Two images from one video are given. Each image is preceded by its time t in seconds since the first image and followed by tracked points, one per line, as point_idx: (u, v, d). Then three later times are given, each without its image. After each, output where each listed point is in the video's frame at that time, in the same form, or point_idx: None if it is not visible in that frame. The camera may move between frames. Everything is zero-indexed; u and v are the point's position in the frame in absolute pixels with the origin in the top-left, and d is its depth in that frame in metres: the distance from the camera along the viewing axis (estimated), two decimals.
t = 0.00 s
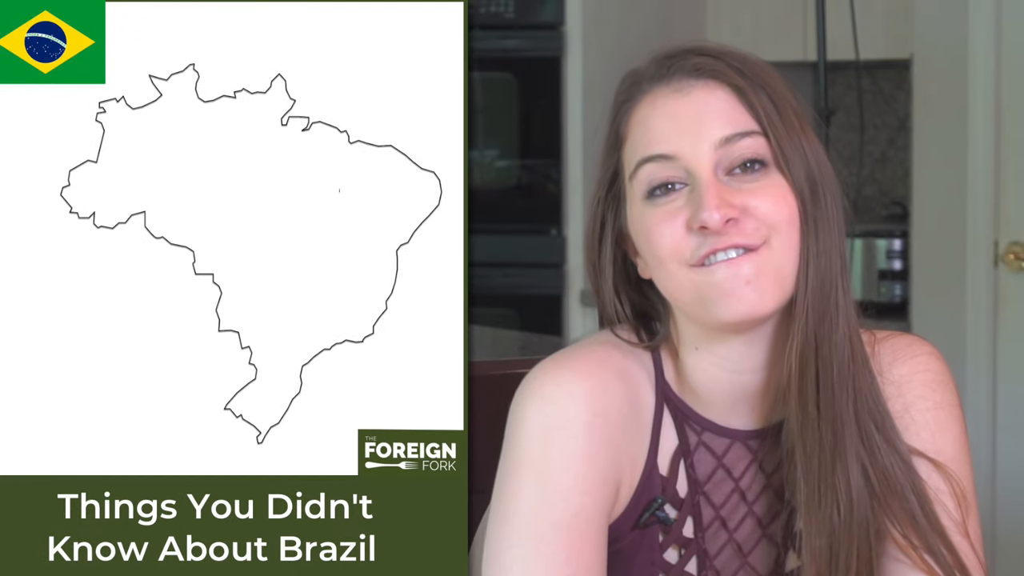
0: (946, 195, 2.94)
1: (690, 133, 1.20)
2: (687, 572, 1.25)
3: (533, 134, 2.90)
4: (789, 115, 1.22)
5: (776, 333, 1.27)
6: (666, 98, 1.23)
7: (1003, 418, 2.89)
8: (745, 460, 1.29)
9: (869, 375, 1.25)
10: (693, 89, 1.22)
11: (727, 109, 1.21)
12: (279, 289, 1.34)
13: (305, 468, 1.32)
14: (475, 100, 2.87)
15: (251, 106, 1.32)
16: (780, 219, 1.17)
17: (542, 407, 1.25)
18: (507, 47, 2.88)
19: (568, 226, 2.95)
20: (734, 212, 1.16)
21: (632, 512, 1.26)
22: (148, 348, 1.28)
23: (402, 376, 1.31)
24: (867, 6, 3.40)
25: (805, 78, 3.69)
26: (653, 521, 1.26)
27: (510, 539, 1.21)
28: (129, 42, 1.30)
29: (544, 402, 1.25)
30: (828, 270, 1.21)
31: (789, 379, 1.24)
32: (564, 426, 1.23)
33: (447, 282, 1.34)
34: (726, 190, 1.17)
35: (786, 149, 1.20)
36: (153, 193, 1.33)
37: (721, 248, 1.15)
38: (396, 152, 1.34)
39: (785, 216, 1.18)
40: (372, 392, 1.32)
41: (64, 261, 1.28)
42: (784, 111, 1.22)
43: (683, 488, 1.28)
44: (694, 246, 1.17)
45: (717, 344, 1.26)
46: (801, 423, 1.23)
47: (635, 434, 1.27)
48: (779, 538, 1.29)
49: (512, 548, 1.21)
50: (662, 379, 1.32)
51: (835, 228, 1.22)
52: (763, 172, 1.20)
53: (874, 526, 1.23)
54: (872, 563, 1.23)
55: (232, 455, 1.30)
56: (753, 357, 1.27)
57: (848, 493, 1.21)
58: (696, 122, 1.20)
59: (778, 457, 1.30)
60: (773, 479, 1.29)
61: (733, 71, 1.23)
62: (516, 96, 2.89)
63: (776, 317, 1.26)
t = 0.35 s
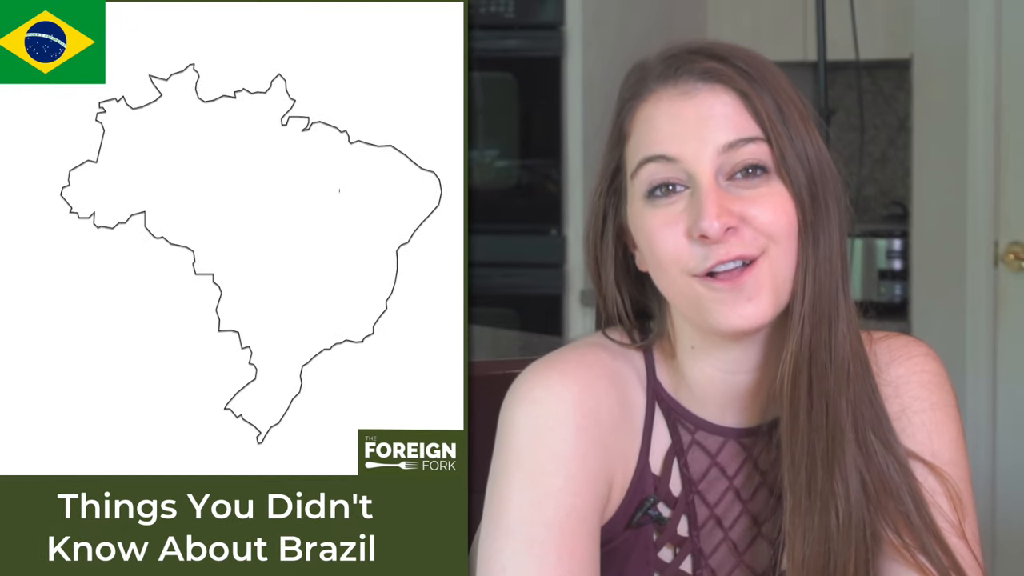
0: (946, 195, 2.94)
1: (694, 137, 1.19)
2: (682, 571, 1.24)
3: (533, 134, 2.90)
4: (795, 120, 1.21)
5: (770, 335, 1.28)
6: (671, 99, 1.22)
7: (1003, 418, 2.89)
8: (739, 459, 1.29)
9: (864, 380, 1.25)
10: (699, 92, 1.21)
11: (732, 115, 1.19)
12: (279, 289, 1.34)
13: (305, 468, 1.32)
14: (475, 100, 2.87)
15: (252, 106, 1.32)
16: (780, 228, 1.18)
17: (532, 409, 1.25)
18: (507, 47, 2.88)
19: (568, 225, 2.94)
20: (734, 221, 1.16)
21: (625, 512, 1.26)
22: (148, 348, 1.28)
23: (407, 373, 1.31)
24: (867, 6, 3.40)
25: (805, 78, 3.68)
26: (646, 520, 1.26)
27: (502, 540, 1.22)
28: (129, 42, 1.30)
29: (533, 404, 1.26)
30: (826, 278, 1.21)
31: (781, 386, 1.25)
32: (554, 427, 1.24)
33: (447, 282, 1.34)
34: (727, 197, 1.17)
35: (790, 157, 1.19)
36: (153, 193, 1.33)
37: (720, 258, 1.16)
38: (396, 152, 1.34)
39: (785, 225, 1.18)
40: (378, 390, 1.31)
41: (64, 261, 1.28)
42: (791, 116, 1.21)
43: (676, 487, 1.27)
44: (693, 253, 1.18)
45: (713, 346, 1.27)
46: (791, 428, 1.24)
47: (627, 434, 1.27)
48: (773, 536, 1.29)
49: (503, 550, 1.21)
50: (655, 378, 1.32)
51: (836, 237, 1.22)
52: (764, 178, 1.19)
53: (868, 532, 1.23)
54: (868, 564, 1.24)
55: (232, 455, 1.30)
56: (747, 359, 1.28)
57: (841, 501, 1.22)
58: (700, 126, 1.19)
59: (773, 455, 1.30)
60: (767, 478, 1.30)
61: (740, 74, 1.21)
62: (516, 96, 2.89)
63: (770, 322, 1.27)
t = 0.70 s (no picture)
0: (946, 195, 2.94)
1: (693, 148, 1.19)
2: (682, 571, 1.25)
3: (533, 134, 2.90)
4: (795, 127, 1.20)
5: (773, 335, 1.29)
6: (669, 110, 1.21)
7: (1003, 418, 2.89)
8: (740, 459, 1.29)
9: (865, 382, 1.25)
10: (696, 104, 1.20)
11: (730, 125, 1.18)
12: (279, 289, 1.34)
13: (305, 468, 1.32)
14: (474, 101, 2.88)
15: (251, 106, 1.32)
16: (781, 237, 1.18)
17: (533, 409, 1.26)
18: (507, 47, 2.89)
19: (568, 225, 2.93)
20: (735, 233, 1.17)
21: (625, 511, 1.26)
22: (148, 348, 1.28)
23: (403, 377, 1.32)
24: (867, 6, 3.40)
25: (805, 78, 3.69)
26: (646, 519, 1.26)
27: (503, 539, 1.22)
28: (129, 42, 1.30)
29: (534, 404, 1.26)
30: (829, 283, 1.22)
31: (792, 392, 1.26)
32: (555, 426, 1.24)
33: (447, 282, 1.34)
34: (727, 208, 1.18)
35: (789, 164, 1.18)
36: (153, 193, 1.32)
37: (719, 269, 1.17)
38: (396, 152, 1.34)
39: (786, 234, 1.19)
40: (373, 392, 1.32)
41: (64, 261, 1.28)
42: (791, 123, 1.19)
43: (676, 487, 1.27)
44: (694, 264, 1.19)
45: (714, 351, 1.27)
46: (801, 432, 1.24)
47: (627, 434, 1.28)
48: (774, 535, 1.29)
49: (505, 548, 1.22)
50: (656, 379, 1.32)
51: (838, 239, 1.22)
52: (765, 186, 1.19)
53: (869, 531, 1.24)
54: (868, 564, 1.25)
55: (232, 455, 1.30)
56: (750, 362, 1.28)
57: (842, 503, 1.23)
58: (699, 136, 1.19)
59: (772, 454, 1.30)
60: (767, 479, 1.30)
61: (737, 84, 1.19)
62: (516, 96, 2.90)
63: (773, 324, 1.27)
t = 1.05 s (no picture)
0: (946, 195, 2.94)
1: (698, 147, 1.19)
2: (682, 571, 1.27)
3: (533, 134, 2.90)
4: (801, 128, 1.20)
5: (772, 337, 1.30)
6: (676, 107, 1.21)
7: (1003, 419, 2.89)
8: (739, 459, 1.31)
9: (865, 390, 1.26)
10: (705, 102, 1.20)
11: (737, 124, 1.19)
12: (279, 290, 1.34)
13: (305, 468, 1.32)
14: (474, 101, 2.88)
15: (251, 106, 1.32)
16: (782, 238, 1.19)
17: (536, 406, 1.25)
18: (507, 47, 2.89)
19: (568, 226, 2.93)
20: (737, 231, 1.18)
21: (627, 510, 1.28)
22: (148, 348, 1.28)
23: (405, 376, 1.31)
24: (867, 6, 3.40)
25: (805, 78, 3.69)
26: (647, 520, 1.28)
27: (508, 537, 1.22)
28: (129, 42, 1.31)
29: (537, 401, 1.26)
30: (832, 286, 1.23)
31: (787, 392, 1.27)
32: (558, 424, 1.24)
33: (447, 282, 1.34)
34: (730, 207, 1.18)
35: (793, 166, 1.19)
36: (153, 193, 1.33)
37: (720, 267, 1.18)
38: (396, 152, 1.34)
39: (787, 235, 1.19)
40: (376, 391, 1.31)
41: (64, 261, 1.28)
42: (797, 125, 1.20)
43: (677, 488, 1.29)
44: (695, 261, 1.20)
45: (714, 352, 1.28)
46: (797, 437, 1.26)
47: (629, 431, 1.28)
48: (772, 537, 1.31)
49: (510, 547, 1.22)
50: (659, 378, 1.33)
51: (840, 244, 1.22)
52: (769, 187, 1.19)
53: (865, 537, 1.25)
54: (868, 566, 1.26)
55: (232, 455, 1.30)
56: (749, 362, 1.29)
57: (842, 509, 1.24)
58: (705, 134, 1.19)
59: (772, 456, 1.32)
60: (767, 479, 1.32)
61: (746, 83, 1.20)
62: (516, 96, 2.90)
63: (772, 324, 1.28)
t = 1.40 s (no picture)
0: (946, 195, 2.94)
1: (699, 145, 1.20)
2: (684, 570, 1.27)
3: (533, 134, 2.90)
4: (800, 128, 1.21)
5: (772, 339, 1.30)
6: (676, 106, 1.22)
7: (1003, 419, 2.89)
8: (742, 460, 1.31)
9: (865, 392, 1.27)
10: (705, 100, 1.20)
11: (737, 123, 1.20)
12: (279, 290, 1.34)
13: (305, 468, 1.31)
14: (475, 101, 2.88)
15: (252, 106, 1.32)
16: (780, 240, 1.18)
17: (545, 404, 1.26)
18: (507, 47, 2.89)
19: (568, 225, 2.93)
20: (738, 231, 1.17)
21: (632, 511, 1.27)
22: (148, 348, 1.28)
23: (405, 375, 1.31)
24: (867, 6, 3.40)
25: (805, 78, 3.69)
26: (651, 519, 1.28)
27: (514, 536, 1.22)
28: (129, 42, 1.30)
29: (547, 399, 1.26)
30: (832, 287, 1.23)
31: (787, 394, 1.27)
32: (567, 421, 1.24)
33: (447, 282, 1.33)
34: (731, 206, 1.18)
35: (793, 166, 1.20)
36: (153, 193, 1.33)
37: (721, 268, 1.17)
38: (396, 152, 1.34)
39: (785, 237, 1.19)
40: (376, 390, 1.31)
41: (64, 262, 1.28)
42: (796, 125, 1.21)
43: (680, 487, 1.30)
44: (695, 262, 1.19)
45: (715, 354, 1.28)
46: (797, 440, 1.26)
47: (637, 431, 1.28)
48: (774, 537, 1.32)
49: (515, 547, 1.22)
50: (664, 377, 1.33)
51: (840, 246, 1.23)
52: (768, 188, 1.19)
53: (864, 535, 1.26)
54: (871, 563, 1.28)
55: (232, 455, 1.30)
56: (747, 365, 1.29)
57: (841, 511, 1.25)
58: (706, 133, 1.19)
59: (773, 456, 1.33)
60: (768, 480, 1.32)
61: (746, 82, 1.20)
62: (516, 96, 2.90)
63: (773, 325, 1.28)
